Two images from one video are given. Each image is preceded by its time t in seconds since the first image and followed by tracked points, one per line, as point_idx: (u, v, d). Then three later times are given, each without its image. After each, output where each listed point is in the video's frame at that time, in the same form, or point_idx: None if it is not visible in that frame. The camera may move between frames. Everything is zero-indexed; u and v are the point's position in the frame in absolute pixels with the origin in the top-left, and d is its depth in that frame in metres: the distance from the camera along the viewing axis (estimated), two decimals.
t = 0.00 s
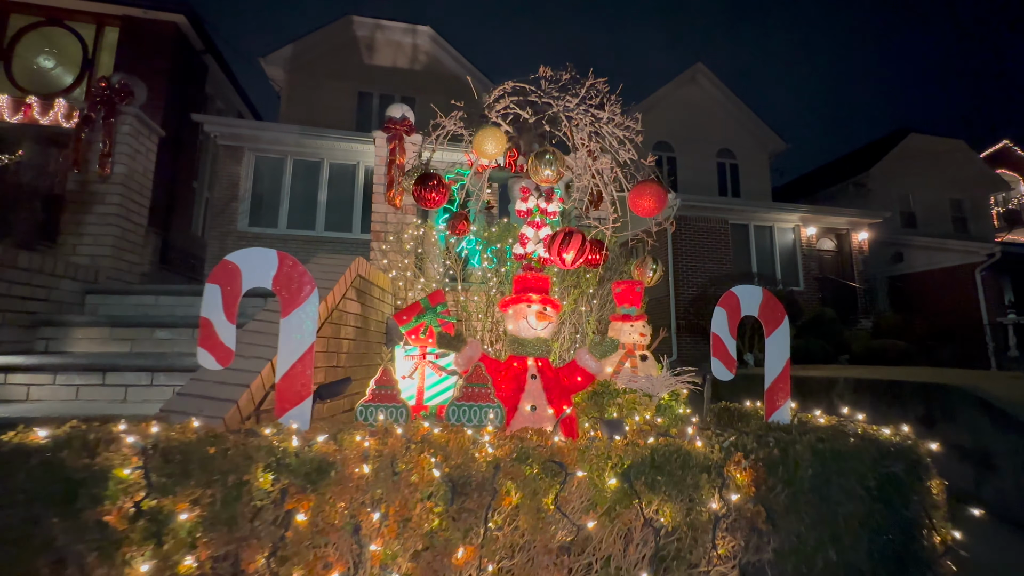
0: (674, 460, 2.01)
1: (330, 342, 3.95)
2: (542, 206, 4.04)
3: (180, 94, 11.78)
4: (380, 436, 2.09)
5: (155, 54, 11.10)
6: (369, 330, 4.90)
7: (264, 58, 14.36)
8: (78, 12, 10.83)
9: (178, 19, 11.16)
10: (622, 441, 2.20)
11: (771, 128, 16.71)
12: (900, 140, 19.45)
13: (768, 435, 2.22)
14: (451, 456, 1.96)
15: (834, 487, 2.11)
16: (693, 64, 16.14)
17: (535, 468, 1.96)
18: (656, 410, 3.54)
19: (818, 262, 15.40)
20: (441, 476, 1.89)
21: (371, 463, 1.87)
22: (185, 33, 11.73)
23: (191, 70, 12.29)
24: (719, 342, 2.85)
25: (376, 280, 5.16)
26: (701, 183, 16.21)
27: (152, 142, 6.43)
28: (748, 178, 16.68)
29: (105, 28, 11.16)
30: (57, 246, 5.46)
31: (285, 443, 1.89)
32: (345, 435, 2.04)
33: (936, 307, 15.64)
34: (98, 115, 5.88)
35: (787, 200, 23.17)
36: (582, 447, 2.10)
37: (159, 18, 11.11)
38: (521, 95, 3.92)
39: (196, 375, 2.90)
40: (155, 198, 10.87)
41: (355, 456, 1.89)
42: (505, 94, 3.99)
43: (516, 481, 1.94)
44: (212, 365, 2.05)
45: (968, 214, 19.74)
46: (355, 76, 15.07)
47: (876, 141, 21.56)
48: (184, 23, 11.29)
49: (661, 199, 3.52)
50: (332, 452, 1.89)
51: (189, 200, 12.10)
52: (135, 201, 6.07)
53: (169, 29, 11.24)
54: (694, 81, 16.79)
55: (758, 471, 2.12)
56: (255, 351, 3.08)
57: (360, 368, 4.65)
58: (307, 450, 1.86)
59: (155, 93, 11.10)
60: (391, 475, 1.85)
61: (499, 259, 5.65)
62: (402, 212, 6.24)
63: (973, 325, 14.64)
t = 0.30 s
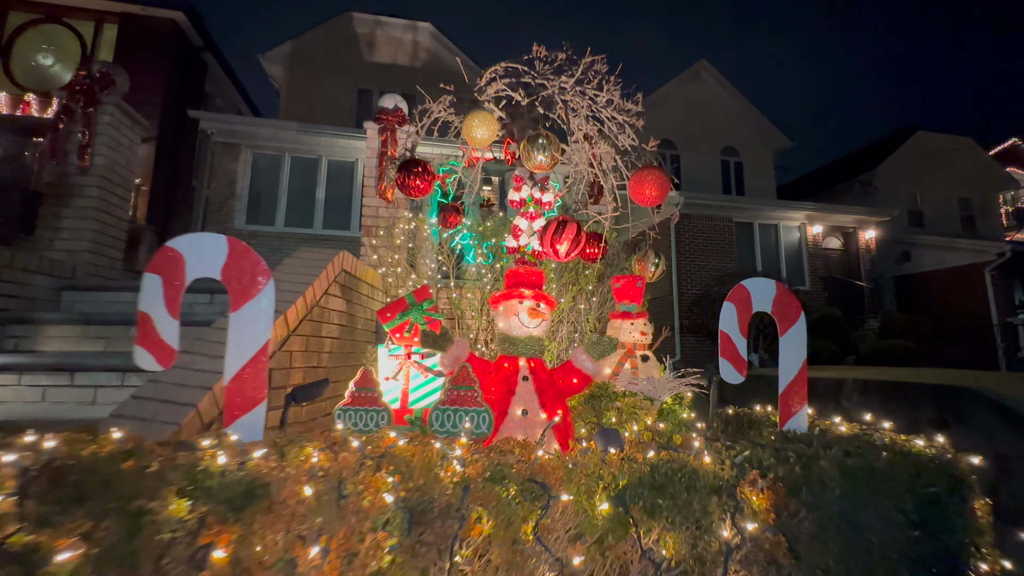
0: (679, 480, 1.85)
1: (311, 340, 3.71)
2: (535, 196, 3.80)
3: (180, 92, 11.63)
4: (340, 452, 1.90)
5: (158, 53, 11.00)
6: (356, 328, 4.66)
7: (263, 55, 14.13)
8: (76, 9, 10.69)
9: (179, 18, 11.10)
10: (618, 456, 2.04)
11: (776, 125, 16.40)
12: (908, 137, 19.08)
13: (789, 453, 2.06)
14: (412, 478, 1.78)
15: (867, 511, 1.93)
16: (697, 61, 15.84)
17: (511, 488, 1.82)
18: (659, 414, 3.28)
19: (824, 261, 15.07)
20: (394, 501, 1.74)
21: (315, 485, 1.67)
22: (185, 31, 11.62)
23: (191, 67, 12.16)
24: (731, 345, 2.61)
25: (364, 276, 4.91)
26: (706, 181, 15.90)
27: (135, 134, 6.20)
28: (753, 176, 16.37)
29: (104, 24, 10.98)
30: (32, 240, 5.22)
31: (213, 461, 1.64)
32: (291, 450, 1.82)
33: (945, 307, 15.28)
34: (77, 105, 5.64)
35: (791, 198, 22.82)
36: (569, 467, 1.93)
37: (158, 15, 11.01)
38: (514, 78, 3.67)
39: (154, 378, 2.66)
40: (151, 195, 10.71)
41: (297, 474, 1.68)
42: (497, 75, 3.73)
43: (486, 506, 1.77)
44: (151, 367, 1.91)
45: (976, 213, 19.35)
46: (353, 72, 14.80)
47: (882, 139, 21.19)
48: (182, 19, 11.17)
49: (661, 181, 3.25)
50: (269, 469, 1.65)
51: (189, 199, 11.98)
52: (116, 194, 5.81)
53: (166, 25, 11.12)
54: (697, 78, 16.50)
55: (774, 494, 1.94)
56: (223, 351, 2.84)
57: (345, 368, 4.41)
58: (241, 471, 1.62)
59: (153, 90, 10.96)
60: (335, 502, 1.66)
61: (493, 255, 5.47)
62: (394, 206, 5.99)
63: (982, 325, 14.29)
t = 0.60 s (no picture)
0: (692, 518, 1.67)
1: (286, 340, 3.44)
2: (529, 183, 3.54)
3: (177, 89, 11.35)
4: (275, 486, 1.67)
5: (152, 50, 10.68)
6: (339, 327, 4.38)
7: (260, 52, 13.83)
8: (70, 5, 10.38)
9: (173, 14, 10.75)
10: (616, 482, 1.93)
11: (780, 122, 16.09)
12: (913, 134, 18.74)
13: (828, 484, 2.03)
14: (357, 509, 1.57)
15: (915, 550, 1.92)
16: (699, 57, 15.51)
17: (480, 530, 1.56)
18: (662, 421, 3.00)
19: (829, 260, 14.74)
20: (318, 552, 1.36)
21: (225, 527, 1.39)
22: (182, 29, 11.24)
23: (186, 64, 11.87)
24: (748, 347, 2.52)
25: (349, 272, 4.63)
26: (708, 179, 15.57)
27: (114, 124, 5.93)
28: (756, 173, 16.05)
29: (99, 21, 10.71)
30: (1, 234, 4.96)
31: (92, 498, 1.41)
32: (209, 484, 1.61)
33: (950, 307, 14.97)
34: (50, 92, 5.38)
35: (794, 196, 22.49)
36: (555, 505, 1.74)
37: (152, 11, 10.69)
38: (505, 55, 3.40)
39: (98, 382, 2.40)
40: (146, 192, 10.40)
41: (202, 516, 1.42)
42: (487, 53, 3.47)
43: (443, 555, 1.42)
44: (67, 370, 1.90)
45: (982, 211, 18.99)
46: (349, 68, 14.47)
47: (887, 137, 20.83)
48: (178, 16, 10.86)
49: (667, 170, 2.98)
50: (171, 507, 1.44)
51: (183, 195, 11.61)
52: (91, 187, 5.51)
53: (161, 22, 10.80)
54: (699, 75, 16.18)
55: (810, 532, 1.81)
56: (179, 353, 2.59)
57: (326, 370, 4.14)
58: (137, 511, 1.37)
59: (147, 87, 10.67)
60: (247, 551, 1.35)
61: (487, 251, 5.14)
62: (384, 199, 5.72)
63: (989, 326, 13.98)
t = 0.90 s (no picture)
0: (702, 564, 1.50)
1: (264, 341, 3.23)
2: (522, 175, 3.34)
3: (176, 87, 11.14)
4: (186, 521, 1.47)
5: (150, 49, 10.46)
6: (326, 327, 4.17)
7: (258, 50, 13.63)
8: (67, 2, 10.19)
9: (170, 11, 10.51)
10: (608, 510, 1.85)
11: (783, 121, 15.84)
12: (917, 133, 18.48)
13: (864, 517, 1.90)
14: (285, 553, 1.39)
15: None
16: (700, 55, 15.27)
17: None
18: (663, 430, 2.79)
19: (833, 260, 14.49)
20: None
21: None
22: (179, 26, 11.03)
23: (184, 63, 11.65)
24: (761, 350, 2.43)
25: (337, 270, 4.41)
26: (710, 178, 15.35)
27: (97, 117, 5.72)
28: (758, 172, 15.81)
29: (96, 19, 10.54)
30: None
31: None
32: (102, 522, 1.42)
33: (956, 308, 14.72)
34: (28, 83, 5.17)
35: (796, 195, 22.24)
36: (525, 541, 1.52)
37: (150, 9, 10.47)
38: (496, 37, 3.20)
39: (53, 384, 2.24)
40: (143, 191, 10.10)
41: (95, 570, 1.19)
42: (477, 35, 3.26)
43: None
44: None
45: (987, 211, 18.71)
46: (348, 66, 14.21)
47: (892, 135, 20.53)
48: (176, 15, 10.63)
49: (668, 157, 2.79)
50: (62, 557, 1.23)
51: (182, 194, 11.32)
52: (71, 182, 5.31)
53: (159, 20, 10.58)
54: (701, 73, 15.95)
55: None
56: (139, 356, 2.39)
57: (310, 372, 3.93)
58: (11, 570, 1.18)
59: (144, 85, 10.42)
60: None
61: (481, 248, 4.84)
62: (375, 195, 5.52)
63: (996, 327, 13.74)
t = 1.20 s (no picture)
0: None
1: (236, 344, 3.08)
2: (507, 168, 3.22)
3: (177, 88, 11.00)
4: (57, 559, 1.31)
5: (148, 49, 10.32)
6: (308, 329, 4.02)
7: (256, 50, 13.46)
8: (67, 3, 10.10)
9: (169, 11, 10.37)
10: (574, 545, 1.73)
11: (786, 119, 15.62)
12: (922, 131, 18.22)
13: (878, 549, 1.70)
14: None
15: None
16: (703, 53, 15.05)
17: None
18: (654, 439, 2.63)
19: (837, 260, 14.24)
20: None
21: None
22: (179, 27, 10.90)
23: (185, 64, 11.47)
24: (754, 353, 2.26)
25: (321, 270, 4.26)
26: (712, 177, 15.15)
27: (81, 113, 5.58)
28: (761, 172, 15.58)
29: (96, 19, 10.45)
30: None
31: None
32: None
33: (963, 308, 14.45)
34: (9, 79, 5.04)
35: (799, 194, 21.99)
36: None
37: (150, 10, 10.34)
38: (480, 24, 3.04)
39: None
40: (143, 194, 9.86)
41: None
42: (461, 21, 3.11)
43: None
44: None
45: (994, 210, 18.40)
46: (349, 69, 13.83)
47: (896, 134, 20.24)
48: (175, 15, 10.49)
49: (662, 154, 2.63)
50: None
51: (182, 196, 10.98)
52: (51, 179, 5.17)
53: (158, 21, 10.44)
54: (704, 71, 15.74)
55: None
56: (92, 359, 2.24)
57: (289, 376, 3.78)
58: None
59: (145, 85, 10.23)
60: None
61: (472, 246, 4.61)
62: (364, 192, 5.40)
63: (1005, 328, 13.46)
